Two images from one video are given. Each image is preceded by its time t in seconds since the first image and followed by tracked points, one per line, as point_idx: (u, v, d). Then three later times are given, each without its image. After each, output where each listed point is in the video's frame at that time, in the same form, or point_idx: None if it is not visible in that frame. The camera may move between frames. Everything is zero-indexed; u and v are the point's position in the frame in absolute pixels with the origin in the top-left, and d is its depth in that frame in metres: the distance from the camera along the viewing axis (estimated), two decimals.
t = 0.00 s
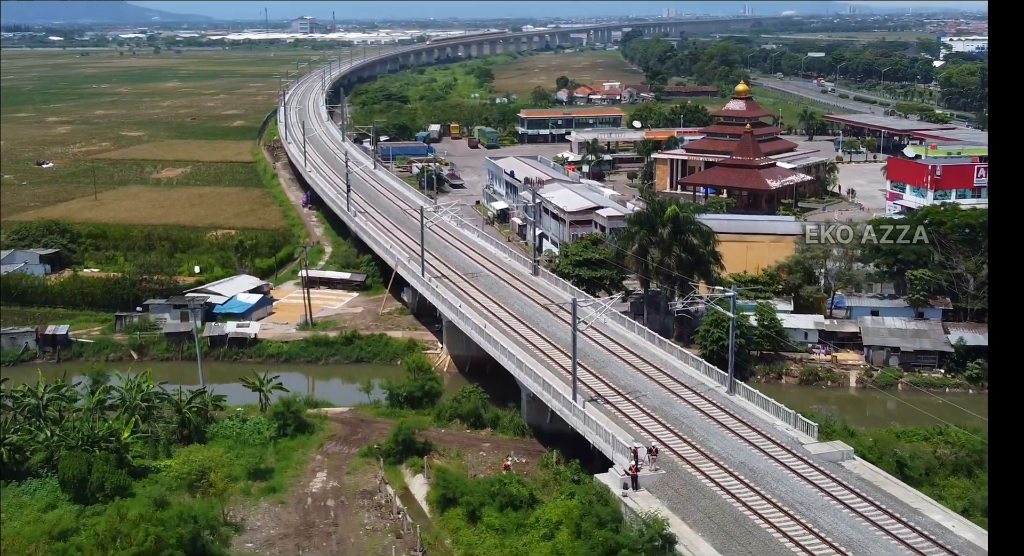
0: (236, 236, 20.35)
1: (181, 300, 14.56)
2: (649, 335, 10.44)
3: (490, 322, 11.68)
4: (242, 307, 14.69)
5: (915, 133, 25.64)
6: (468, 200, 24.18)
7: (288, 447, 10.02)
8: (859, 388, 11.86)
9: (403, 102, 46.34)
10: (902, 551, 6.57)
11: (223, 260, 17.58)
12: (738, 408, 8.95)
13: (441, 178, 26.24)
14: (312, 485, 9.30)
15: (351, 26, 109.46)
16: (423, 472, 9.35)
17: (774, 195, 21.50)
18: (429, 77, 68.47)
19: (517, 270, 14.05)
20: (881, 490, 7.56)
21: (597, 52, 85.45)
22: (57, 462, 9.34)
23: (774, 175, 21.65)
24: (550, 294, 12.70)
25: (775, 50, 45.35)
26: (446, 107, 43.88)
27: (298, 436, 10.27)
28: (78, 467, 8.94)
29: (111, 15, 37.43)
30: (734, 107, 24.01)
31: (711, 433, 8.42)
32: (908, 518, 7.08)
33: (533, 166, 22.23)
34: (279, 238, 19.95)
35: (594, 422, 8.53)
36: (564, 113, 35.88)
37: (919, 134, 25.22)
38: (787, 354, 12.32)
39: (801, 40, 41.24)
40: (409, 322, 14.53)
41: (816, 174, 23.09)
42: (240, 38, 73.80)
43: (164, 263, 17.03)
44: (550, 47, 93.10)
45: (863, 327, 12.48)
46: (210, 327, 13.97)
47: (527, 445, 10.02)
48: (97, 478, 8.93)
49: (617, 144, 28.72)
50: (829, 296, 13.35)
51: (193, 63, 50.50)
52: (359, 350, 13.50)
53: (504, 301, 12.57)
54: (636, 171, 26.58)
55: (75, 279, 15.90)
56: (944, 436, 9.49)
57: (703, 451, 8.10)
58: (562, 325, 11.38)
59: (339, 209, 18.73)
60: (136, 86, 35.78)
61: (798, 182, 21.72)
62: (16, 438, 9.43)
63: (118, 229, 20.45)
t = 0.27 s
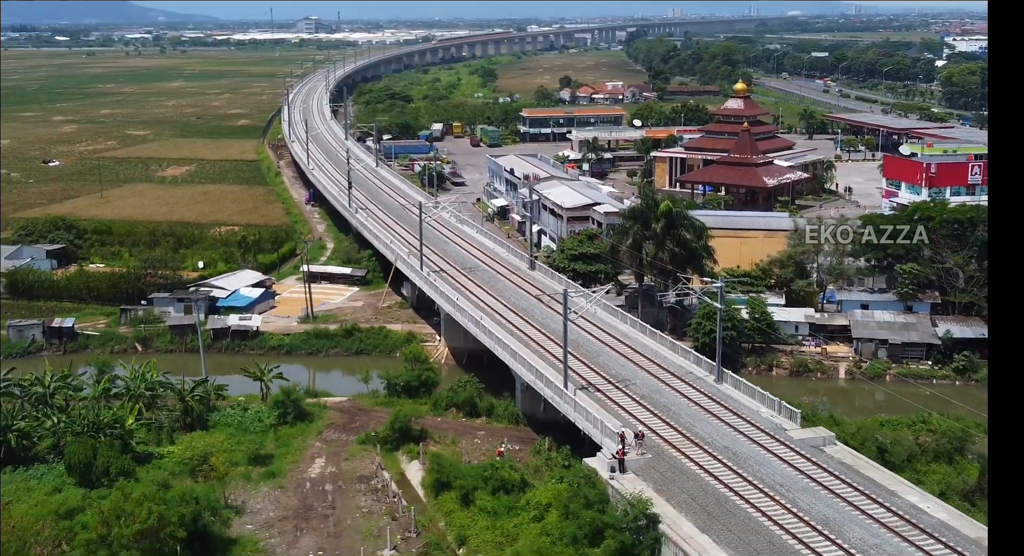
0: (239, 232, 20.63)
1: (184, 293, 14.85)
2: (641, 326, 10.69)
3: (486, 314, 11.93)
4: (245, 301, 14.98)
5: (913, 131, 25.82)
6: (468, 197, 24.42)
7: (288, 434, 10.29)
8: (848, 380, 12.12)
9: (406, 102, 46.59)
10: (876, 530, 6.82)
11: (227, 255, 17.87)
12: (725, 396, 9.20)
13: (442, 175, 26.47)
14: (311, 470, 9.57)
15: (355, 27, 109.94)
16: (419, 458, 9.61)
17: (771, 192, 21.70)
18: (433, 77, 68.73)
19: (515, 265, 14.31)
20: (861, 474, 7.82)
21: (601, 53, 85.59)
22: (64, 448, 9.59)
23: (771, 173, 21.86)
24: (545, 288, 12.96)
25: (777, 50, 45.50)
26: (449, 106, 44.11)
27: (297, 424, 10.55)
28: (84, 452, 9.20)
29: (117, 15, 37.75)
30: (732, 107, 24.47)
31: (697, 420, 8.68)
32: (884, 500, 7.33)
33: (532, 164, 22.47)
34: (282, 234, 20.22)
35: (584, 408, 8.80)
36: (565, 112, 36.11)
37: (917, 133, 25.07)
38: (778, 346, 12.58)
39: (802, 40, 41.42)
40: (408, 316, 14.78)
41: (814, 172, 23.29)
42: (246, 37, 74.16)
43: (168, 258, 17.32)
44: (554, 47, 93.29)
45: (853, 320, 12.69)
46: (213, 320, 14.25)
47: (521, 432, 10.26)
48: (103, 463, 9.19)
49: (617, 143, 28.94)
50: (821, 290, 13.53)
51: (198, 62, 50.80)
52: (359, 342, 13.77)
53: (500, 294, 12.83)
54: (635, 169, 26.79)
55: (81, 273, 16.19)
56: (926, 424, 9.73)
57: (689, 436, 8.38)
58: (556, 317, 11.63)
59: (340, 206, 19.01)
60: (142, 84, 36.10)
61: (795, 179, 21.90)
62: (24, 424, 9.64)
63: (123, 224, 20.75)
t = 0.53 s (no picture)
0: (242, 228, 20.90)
1: (188, 287, 15.11)
2: (634, 318, 10.94)
3: (483, 307, 12.17)
4: (247, 295, 15.25)
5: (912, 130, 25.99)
6: (470, 194, 24.68)
7: (289, 422, 10.56)
8: (838, 372, 12.36)
9: (410, 101, 46.85)
10: (853, 510, 7.05)
11: (230, 250, 18.15)
12: (712, 385, 9.45)
13: (444, 173, 26.74)
14: (310, 456, 9.84)
15: (360, 27, 110.25)
16: (415, 445, 9.87)
17: (768, 189, 21.91)
18: (437, 76, 68.97)
19: (513, 260, 14.55)
20: (842, 458, 8.05)
21: (605, 52, 85.73)
22: (70, 435, 9.86)
23: (769, 170, 22.09)
24: (541, 282, 13.21)
25: (779, 49, 45.65)
26: (452, 105, 44.34)
27: (297, 412, 10.82)
28: (90, 438, 9.46)
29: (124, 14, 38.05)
30: (730, 105, 24.78)
31: (684, 408, 8.92)
32: (862, 482, 7.58)
33: (533, 162, 22.72)
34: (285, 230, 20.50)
35: (574, 396, 9.05)
36: (567, 111, 36.34)
37: (916, 132, 25.14)
38: (769, 339, 12.82)
39: (804, 40, 41.59)
40: (407, 309, 15.05)
41: (812, 170, 23.47)
42: (252, 37, 74.47)
43: (172, 253, 17.59)
44: (558, 48, 93.49)
45: (844, 313, 12.96)
46: (216, 313, 14.52)
47: (515, 421, 10.51)
48: (108, 448, 9.40)
49: (618, 141, 29.19)
50: (813, 284, 13.80)
51: (204, 61, 51.09)
52: (359, 335, 14.04)
53: (498, 288, 13.07)
54: (635, 167, 27.02)
55: (86, 268, 16.46)
56: (910, 413, 9.98)
57: (676, 423, 8.62)
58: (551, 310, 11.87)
59: (342, 202, 19.27)
60: (148, 83, 36.39)
61: (793, 177, 22.14)
62: (31, 412, 9.91)
63: (128, 221, 21.02)
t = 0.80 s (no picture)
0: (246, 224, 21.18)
1: (192, 281, 15.40)
2: (627, 310, 11.20)
3: (481, 300, 12.43)
4: (250, 289, 15.53)
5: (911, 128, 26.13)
6: (471, 191, 24.94)
7: (289, 410, 10.84)
8: (829, 364, 12.58)
9: (413, 100, 47.09)
10: (832, 491, 7.31)
11: (234, 246, 18.43)
12: (701, 374, 9.70)
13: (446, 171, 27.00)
14: (310, 443, 10.11)
15: (365, 27, 110.53)
16: (412, 432, 10.13)
17: (766, 187, 22.13)
18: (442, 76, 69.18)
19: (511, 255, 14.80)
20: (825, 444, 8.30)
21: (609, 52, 85.84)
22: (77, 422, 10.14)
23: (767, 168, 22.33)
24: (538, 276, 13.46)
25: (782, 48, 45.78)
26: (456, 104, 44.57)
27: (298, 401, 11.09)
28: (96, 425, 9.74)
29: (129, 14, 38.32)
30: (729, 104, 25.03)
31: (674, 396, 9.18)
32: (843, 465, 7.83)
33: (534, 159, 22.97)
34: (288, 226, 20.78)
35: (567, 384, 9.31)
36: (569, 110, 36.56)
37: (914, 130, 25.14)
38: (762, 332, 13.07)
39: (806, 39, 41.73)
40: (407, 303, 15.32)
41: (809, 168, 23.61)
42: (257, 37, 74.74)
43: (177, 249, 17.87)
44: (563, 47, 93.64)
45: (835, 307, 13.18)
46: (220, 306, 14.80)
47: (510, 410, 10.77)
48: (113, 435, 9.68)
49: (619, 139, 29.41)
50: (806, 280, 14.07)
51: (209, 61, 51.38)
52: (360, 328, 14.31)
53: (495, 282, 13.33)
54: (635, 166, 27.25)
55: (92, 262, 16.74)
56: (895, 402, 10.22)
57: (665, 410, 8.88)
58: (547, 304, 12.12)
59: (344, 199, 19.55)
60: (153, 83, 36.68)
61: (790, 174, 22.37)
62: (39, 399, 10.19)
63: (133, 217, 21.30)
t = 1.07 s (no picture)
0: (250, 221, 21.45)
1: (197, 275, 15.67)
2: (621, 303, 11.46)
3: (479, 293, 12.68)
4: (254, 284, 15.80)
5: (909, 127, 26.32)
6: (472, 189, 25.19)
7: (291, 400, 11.11)
8: (820, 356, 12.81)
9: (417, 99, 47.32)
10: (813, 474, 7.57)
11: (238, 242, 18.70)
12: (692, 364, 9.96)
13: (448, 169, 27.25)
14: (311, 430, 10.39)
15: (370, 27, 110.74)
16: (410, 421, 10.39)
17: (763, 184, 22.36)
18: (446, 75, 69.39)
19: (510, 250, 15.06)
20: (809, 429, 8.56)
21: (613, 52, 85.95)
22: (84, 410, 10.42)
23: (764, 166, 22.55)
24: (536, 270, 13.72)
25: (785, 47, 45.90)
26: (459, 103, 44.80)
27: (299, 391, 11.37)
28: (103, 412, 10.02)
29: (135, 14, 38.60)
30: (728, 102, 25.23)
31: (664, 385, 9.43)
32: (825, 449, 8.09)
33: (534, 157, 23.23)
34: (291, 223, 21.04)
35: (560, 373, 9.57)
36: (572, 109, 36.78)
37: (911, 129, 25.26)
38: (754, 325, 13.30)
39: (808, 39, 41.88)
40: (408, 298, 15.59)
41: (807, 165, 23.79)
42: (262, 37, 75.01)
43: (182, 244, 18.14)
44: (568, 47, 93.75)
45: (826, 300, 13.43)
46: (224, 300, 15.07)
47: (506, 400, 11.03)
48: (119, 422, 9.96)
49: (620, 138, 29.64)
50: (799, 274, 14.29)
51: (214, 60, 51.66)
52: (361, 322, 14.58)
53: (494, 276, 13.58)
54: (636, 164, 27.47)
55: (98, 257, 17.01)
56: (881, 392, 10.46)
57: (655, 397, 9.14)
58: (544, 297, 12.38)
59: (346, 196, 19.82)
60: (159, 82, 36.98)
61: (787, 172, 22.59)
62: (48, 388, 10.50)
63: (139, 214, 21.58)
